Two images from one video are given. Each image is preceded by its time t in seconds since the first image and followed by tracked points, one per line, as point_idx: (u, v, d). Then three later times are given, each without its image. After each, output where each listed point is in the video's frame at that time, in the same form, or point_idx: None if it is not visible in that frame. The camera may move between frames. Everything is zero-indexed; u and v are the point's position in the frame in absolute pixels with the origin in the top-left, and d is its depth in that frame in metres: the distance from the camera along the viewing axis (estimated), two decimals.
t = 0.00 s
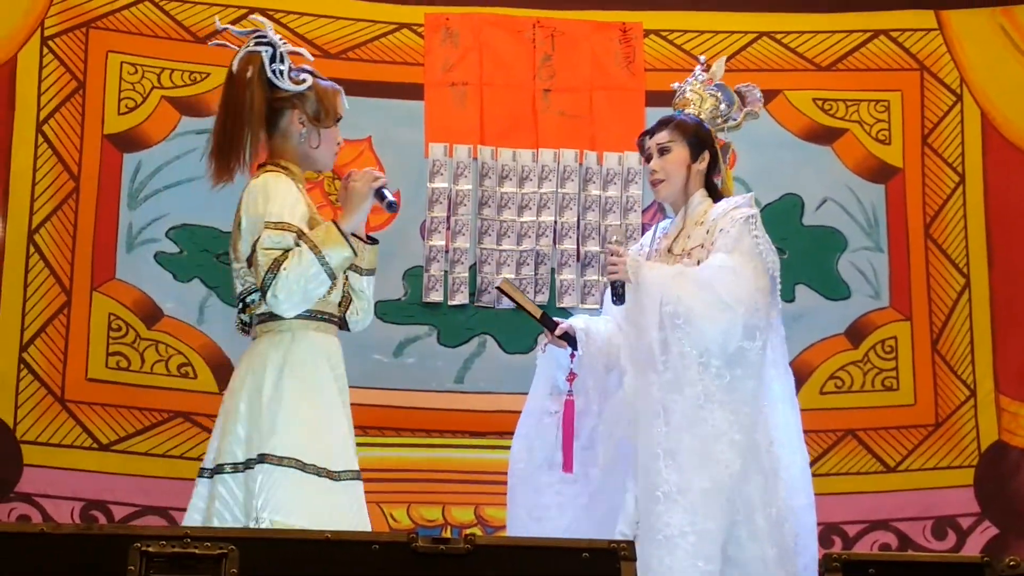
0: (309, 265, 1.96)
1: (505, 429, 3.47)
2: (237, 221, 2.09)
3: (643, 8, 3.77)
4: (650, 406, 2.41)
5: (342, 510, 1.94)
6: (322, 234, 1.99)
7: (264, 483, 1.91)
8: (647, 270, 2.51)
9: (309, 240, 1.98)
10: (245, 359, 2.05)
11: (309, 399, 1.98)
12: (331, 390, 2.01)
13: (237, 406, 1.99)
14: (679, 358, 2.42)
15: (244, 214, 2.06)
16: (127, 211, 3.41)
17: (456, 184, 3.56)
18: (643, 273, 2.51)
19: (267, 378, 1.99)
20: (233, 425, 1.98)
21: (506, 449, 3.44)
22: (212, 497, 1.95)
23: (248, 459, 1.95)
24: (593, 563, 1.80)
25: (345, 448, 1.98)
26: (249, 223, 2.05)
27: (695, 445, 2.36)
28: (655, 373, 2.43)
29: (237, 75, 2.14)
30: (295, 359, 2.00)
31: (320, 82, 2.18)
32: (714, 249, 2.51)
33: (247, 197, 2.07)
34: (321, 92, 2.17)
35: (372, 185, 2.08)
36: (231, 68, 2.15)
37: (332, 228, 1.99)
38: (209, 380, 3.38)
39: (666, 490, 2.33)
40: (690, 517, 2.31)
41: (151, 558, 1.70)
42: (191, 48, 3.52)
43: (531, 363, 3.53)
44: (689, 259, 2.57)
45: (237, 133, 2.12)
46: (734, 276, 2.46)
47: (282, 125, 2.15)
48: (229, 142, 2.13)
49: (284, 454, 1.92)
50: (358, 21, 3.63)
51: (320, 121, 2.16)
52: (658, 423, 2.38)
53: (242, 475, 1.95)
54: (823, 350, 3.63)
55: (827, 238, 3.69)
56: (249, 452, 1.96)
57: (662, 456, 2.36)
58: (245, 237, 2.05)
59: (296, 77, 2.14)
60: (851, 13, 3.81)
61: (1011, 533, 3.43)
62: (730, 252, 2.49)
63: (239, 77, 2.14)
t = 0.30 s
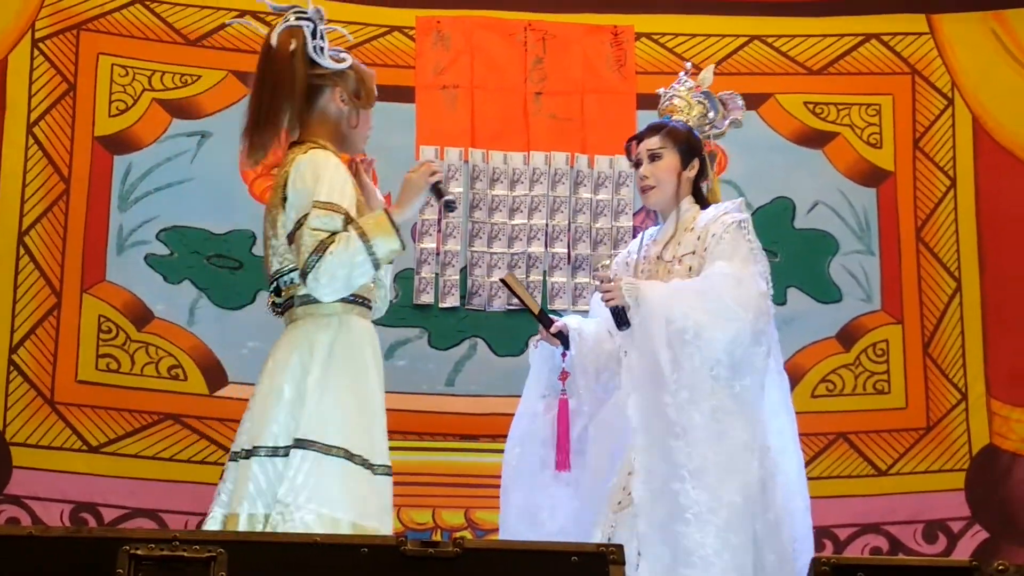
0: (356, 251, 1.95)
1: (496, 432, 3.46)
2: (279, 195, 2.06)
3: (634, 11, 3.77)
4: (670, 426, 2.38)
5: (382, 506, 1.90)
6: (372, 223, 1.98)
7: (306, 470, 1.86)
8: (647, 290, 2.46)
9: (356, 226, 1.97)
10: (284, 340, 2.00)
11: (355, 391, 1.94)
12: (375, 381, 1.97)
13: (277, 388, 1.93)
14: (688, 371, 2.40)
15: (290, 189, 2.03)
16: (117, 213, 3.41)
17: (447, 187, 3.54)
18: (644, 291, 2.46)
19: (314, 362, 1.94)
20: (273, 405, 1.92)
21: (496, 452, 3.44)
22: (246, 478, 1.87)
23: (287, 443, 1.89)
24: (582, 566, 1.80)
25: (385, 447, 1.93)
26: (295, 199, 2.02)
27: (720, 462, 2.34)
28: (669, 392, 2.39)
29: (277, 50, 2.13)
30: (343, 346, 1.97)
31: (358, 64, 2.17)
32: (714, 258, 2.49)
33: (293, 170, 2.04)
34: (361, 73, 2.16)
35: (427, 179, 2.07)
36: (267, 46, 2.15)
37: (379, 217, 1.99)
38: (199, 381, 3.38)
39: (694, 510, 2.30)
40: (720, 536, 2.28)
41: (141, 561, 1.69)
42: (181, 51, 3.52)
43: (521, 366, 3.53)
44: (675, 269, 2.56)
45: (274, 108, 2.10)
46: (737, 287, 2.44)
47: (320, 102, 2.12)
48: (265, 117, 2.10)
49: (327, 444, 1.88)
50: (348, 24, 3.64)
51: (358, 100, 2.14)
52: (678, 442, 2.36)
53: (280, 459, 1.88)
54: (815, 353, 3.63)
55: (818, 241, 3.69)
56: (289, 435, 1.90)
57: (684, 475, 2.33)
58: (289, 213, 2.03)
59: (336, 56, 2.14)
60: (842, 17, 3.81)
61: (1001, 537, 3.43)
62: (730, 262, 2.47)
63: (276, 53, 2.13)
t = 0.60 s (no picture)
0: (410, 256, 1.86)
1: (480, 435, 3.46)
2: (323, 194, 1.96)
3: (621, 15, 3.78)
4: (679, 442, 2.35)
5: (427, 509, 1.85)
6: (424, 226, 1.90)
7: (349, 475, 1.82)
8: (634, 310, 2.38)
9: (409, 229, 1.89)
10: (316, 341, 1.93)
11: (390, 395, 1.91)
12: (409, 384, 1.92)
13: (310, 388, 1.88)
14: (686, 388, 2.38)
15: (336, 187, 1.93)
16: (102, 216, 3.41)
17: (433, 190, 3.52)
18: (633, 313, 2.38)
19: (350, 365, 1.90)
20: (311, 403, 1.87)
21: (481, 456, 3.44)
22: (283, 478, 1.81)
23: (328, 445, 1.84)
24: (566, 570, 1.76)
25: (431, 451, 1.89)
26: (341, 199, 1.92)
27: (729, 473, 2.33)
28: (674, 408, 2.37)
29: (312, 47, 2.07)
30: (376, 349, 1.93)
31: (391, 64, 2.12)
32: (699, 269, 2.47)
33: (341, 167, 1.95)
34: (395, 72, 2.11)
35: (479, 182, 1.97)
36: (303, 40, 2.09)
37: (433, 221, 1.90)
38: (184, 385, 3.38)
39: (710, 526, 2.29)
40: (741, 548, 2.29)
41: (123, 565, 1.65)
42: (167, 54, 3.54)
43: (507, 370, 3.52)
44: (644, 271, 2.54)
45: (314, 105, 2.04)
46: (727, 298, 2.42)
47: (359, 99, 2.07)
48: (307, 115, 2.05)
49: (368, 450, 1.85)
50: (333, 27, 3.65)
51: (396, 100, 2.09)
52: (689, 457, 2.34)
53: (324, 461, 1.83)
54: (801, 356, 3.62)
55: (805, 245, 3.69)
56: (329, 436, 1.85)
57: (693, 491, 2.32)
58: (333, 213, 1.93)
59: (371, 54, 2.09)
60: (828, 20, 3.82)
61: (986, 541, 3.44)
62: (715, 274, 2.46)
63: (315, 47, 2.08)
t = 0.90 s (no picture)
0: (481, 274, 2.07)
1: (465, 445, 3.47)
2: (385, 210, 2.10)
3: (605, 26, 3.79)
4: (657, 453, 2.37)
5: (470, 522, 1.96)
6: (494, 246, 2.11)
7: (396, 492, 1.94)
8: (613, 345, 2.37)
9: (479, 249, 2.10)
10: (366, 361, 2.05)
11: (437, 414, 2.03)
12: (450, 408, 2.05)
13: (366, 405, 1.99)
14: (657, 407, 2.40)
15: (401, 206, 2.09)
16: (85, 227, 3.41)
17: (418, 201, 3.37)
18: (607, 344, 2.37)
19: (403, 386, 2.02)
20: (353, 423, 1.97)
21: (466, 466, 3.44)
22: (330, 491, 1.91)
23: (373, 462, 1.95)
24: None
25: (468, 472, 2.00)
26: (408, 217, 2.09)
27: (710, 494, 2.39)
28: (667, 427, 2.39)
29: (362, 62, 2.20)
30: (426, 371, 2.06)
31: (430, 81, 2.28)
32: (659, 288, 2.51)
33: (405, 185, 2.10)
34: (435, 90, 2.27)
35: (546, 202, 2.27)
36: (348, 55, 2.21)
37: (502, 241, 2.13)
38: (168, 397, 3.37)
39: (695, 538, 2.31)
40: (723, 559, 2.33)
41: None
42: (150, 65, 3.54)
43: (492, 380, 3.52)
44: (587, 290, 2.55)
45: (369, 122, 2.17)
46: (692, 324, 2.46)
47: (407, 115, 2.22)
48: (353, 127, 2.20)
49: (412, 468, 1.96)
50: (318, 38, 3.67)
51: (437, 118, 2.26)
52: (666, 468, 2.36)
53: (371, 476, 1.94)
54: (786, 367, 3.62)
55: (789, 255, 3.69)
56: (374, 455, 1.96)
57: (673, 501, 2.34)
58: (399, 230, 2.08)
59: (416, 72, 2.23)
60: (813, 31, 3.83)
61: (971, 551, 3.44)
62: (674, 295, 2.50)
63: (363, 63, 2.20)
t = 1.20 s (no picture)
0: (564, 278, 1.80)
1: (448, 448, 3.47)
2: (462, 207, 1.85)
3: (590, 29, 3.79)
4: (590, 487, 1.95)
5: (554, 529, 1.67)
6: (571, 246, 1.85)
7: (491, 494, 1.66)
8: (568, 363, 2.01)
9: (558, 248, 1.83)
10: (443, 361, 1.81)
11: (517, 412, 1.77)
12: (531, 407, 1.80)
13: (455, 412, 1.74)
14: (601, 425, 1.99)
15: (480, 201, 1.84)
16: (69, 229, 3.41)
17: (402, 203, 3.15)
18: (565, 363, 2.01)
19: (488, 383, 1.78)
20: (432, 424, 1.73)
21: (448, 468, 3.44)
22: (427, 496, 1.66)
23: (465, 464, 1.69)
24: None
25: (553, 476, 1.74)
26: (487, 214, 1.82)
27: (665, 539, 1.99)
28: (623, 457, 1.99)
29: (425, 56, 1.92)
30: (507, 366, 1.81)
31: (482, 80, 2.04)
32: (607, 301, 2.17)
33: (481, 182, 1.85)
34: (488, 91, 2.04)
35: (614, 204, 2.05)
36: (405, 44, 1.94)
37: (581, 243, 1.86)
38: (152, 399, 3.36)
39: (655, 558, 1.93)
40: None
41: None
42: (134, 67, 3.55)
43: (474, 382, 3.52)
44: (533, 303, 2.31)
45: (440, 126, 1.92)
46: (642, 339, 2.13)
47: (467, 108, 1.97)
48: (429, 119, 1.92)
49: (507, 469, 1.69)
50: (302, 41, 3.68)
51: (493, 109, 2.02)
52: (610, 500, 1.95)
53: (464, 480, 1.68)
54: (770, 370, 3.63)
55: (774, 259, 3.70)
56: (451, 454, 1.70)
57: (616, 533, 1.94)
58: (479, 229, 1.82)
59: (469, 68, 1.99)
60: (798, 35, 3.84)
61: (954, 555, 3.43)
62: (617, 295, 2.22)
63: (426, 52, 1.93)
